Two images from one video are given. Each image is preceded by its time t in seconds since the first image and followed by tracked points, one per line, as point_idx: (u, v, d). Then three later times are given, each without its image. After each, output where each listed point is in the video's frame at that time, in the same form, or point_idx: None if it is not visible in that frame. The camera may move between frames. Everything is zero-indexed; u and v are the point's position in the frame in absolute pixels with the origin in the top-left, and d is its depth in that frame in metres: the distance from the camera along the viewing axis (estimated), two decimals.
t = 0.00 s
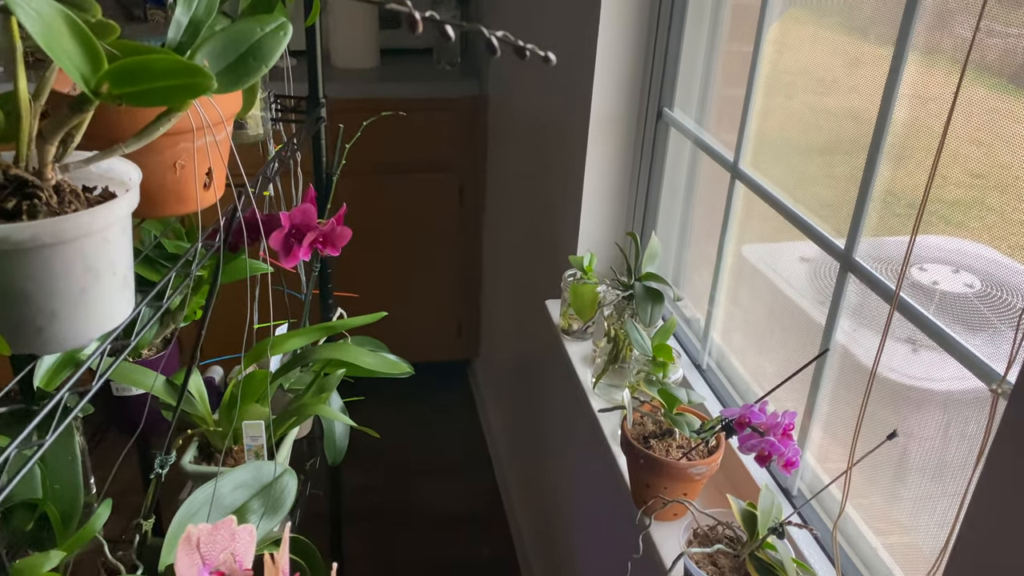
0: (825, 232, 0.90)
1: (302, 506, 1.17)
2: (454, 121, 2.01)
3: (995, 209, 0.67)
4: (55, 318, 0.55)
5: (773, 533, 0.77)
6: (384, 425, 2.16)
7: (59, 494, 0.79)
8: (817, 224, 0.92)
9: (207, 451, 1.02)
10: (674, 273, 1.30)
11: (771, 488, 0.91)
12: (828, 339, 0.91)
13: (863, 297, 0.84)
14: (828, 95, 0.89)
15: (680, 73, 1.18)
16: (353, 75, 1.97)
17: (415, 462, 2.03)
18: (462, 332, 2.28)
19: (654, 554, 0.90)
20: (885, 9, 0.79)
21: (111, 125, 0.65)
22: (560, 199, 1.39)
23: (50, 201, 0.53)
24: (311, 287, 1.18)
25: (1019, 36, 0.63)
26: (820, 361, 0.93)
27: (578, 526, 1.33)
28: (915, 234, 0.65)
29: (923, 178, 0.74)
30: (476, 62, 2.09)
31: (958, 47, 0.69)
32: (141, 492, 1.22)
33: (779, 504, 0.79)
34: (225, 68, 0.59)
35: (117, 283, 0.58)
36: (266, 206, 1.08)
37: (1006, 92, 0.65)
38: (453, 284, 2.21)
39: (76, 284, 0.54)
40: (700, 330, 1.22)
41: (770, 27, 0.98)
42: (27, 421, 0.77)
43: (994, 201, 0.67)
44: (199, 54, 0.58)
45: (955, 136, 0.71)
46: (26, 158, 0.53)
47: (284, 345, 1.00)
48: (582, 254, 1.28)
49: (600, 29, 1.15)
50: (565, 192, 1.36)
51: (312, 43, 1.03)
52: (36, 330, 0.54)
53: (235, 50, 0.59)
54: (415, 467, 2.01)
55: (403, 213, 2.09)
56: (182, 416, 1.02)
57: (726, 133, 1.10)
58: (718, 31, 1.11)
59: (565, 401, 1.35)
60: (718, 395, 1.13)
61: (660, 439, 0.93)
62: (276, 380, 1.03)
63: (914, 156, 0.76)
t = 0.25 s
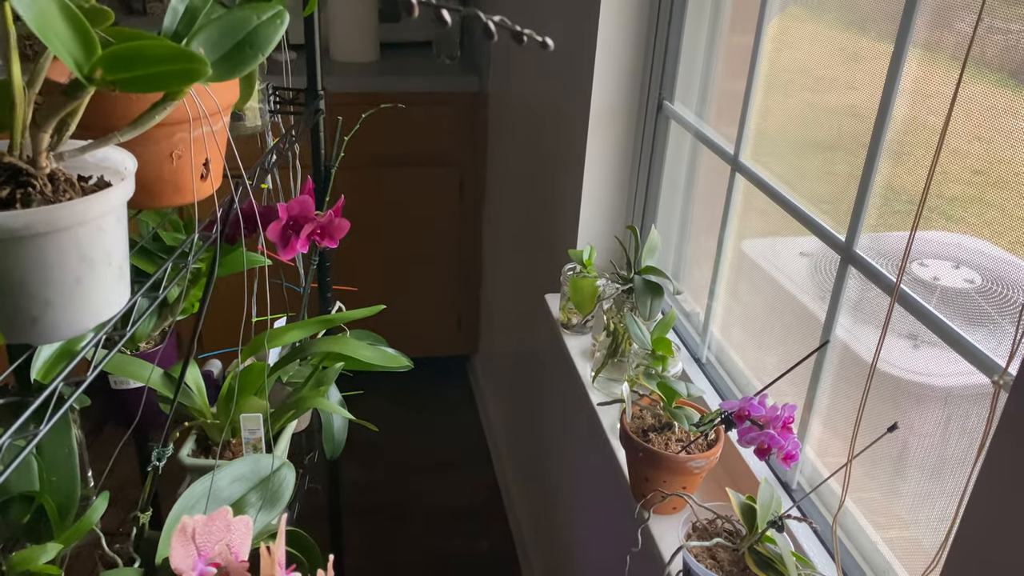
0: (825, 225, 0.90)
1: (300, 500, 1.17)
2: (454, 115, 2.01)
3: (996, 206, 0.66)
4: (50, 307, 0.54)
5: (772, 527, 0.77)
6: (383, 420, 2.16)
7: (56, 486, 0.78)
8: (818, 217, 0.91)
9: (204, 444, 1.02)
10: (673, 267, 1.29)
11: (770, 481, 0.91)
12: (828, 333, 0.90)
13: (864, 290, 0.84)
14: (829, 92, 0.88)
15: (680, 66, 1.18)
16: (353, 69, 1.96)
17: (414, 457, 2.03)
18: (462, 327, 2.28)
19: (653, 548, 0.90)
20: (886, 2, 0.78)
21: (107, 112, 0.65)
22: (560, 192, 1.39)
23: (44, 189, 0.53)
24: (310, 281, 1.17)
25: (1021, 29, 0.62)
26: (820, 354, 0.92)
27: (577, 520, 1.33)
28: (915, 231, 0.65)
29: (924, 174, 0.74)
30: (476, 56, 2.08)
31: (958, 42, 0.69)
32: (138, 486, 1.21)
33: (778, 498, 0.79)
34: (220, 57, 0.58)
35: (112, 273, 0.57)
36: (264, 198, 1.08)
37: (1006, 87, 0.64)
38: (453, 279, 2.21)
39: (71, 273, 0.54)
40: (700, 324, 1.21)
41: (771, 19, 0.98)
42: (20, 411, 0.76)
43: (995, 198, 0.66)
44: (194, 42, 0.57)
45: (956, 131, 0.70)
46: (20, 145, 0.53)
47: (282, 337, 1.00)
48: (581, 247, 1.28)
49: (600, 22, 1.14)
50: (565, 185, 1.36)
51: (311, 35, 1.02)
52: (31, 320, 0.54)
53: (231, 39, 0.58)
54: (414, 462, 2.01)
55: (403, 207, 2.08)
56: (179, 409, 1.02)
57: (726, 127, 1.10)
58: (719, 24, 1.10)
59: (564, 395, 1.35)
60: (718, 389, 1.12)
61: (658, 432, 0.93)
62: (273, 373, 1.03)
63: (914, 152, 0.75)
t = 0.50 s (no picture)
0: (826, 220, 0.89)
1: (300, 495, 1.17)
2: (455, 110, 2.00)
3: (997, 202, 0.66)
4: (47, 300, 0.54)
5: (771, 523, 0.77)
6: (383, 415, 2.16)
7: (55, 480, 0.78)
8: (820, 212, 0.90)
9: (203, 438, 1.02)
10: (673, 263, 1.29)
11: (770, 477, 0.91)
12: (829, 328, 0.90)
13: (864, 285, 0.83)
14: (830, 90, 0.88)
15: (681, 61, 1.17)
16: (353, 64, 1.96)
17: (414, 452, 2.02)
18: (462, 322, 2.27)
19: (652, 544, 0.89)
20: None
21: (105, 104, 0.65)
22: (560, 187, 1.38)
23: (42, 181, 0.53)
24: (310, 275, 1.17)
25: None
26: (820, 349, 0.92)
27: (577, 515, 1.32)
28: (916, 228, 0.65)
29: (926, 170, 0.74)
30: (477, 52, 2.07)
31: (961, 39, 0.68)
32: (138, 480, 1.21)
33: (777, 494, 0.79)
34: (219, 49, 0.58)
35: (110, 266, 0.57)
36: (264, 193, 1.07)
37: (1008, 84, 0.64)
38: (453, 274, 2.20)
39: (68, 266, 0.54)
40: (701, 320, 1.21)
41: (773, 14, 0.97)
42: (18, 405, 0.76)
43: (996, 195, 0.66)
44: (193, 34, 0.57)
45: (957, 127, 0.70)
46: (17, 137, 0.53)
47: (281, 332, 0.99)
48: (581, 242, 1.28)
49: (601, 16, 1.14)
50: (565, 180, 1.35)
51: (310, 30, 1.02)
52: (28, 313, 0.54)
53: (229, 32, 0.58)
54: (414, 457, 2.01)
55: (403, 202, 2.08)
56: (178, 403, 1.02)
57: (727, 122, 1.10)
58: (720, 19, 1.10)
59: (564, 390, 1.35)
60: (718, 385, 1.12)
61: (658, 428, 0.92)
62: (273, 367, 1.03)
63: (916, 149, 0.75)
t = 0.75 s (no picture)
0: (828, 214, 0.89)
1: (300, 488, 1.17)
2: (456, 104, 2.00)
3: (1000, 199, 0.66)
4: (44, 291, 0.54)
5: (772, 518, 0.76)
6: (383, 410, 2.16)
7: (54, 473, 0.78)
8: (822, 207, 0.90)
9: (203, 431, 1.02)
10: (675, 257, 1.28)
11: (771, 472, 0.91)
12: (831, 323, 0.89)
13: (867, 280, 0.83)
14: (833, 84, 0.87)
15: (684, 55, 1.17)
16: (355, 58, 1.95)
17: (414, 447, 2.02)
18: (463, 317, 2.27)
19: (652, 538, 0.89)
20: None
21: (103, 93, 0.64)
22: (562, 182, 1.38)
23: (39, 170, 0.52)
24: (310, 269, 1.17)
25: None
26: (822, 343, 0.91)
27: (577, 510, 1.32)
28: (918, 224, 0.64)
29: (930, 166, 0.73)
30: (478, 46, 2.06)
31: (965, 33, 0.68)
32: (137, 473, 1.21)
33: (778, 489, 0.78)
34: (218, 39, 0.57)
35: (107, 257, 0.57)
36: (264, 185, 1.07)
37: (1013, 80, 0.63)
38: (454, 269, 2.20)
39: (65, 255, 0.53)
40: (702, 314, 1.20)
41: (776, 8, 0.96)
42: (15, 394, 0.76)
43: (1000, 191, 0.66)
44: (191, 23, 0.57)
45: (961, 122, 0.69)
46: (15, 125, 0.52)
47: (281, 325, 0.99)
48: (583, 237, 1.27)
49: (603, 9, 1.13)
50: (567, 174, 1.35)
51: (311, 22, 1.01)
52: (25, 303, 0.53)
53: (228, 20, 0.57)
54: (414, 452, 2.01)
55: (404, 196, 2.07)
56: (177, 395, 1.01)
57: (730, 116, 1.09)
58: (723, 13, 1.09)
59: (565, 385, 1.34)
60: (719, 380, 1.12)
61: (658, 422, 0.92)
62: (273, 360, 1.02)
63: (920, 144, 0.74)
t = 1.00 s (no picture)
0: (834, 210, 0.88)
1: (301, 482, 1.17)
2: (460, 99, 1.99)
3: (1005, 197, 0.65)
4: (44, 282, 0.53)
5: (775, 515, 0.76)
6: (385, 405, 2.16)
7: (55, 465, 0.78)
8: (827, 203, 0.89)
9: (204, 424, 1.01)
10: (679, 253, 1.28)
11: (774, 469, 0.90)
12: (836, 320, 0.89)
13: (873, 276, 0.82)
14: (840, 80, 0.86)
15: (689, 51, 1.16)
16: (358, 52, 1.95)
17: (416, 442, 2.02)
18: (465, 313, 2.27)
19: (654, 535, 0.89)
20: None
21: (104, 83, 0.64)
22: (566, 177, 1.37)
23: (40, 160, 0.52)
24: (312, 262, 1.16)
25: None
26: (827, 340, 0.91)
27: (579, 506, 1.32)
28: (926, 222, 0.64)
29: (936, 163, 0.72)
30: (482, 41, 2.06)
31: (974, 29, 0.67)
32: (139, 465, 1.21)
33: (782, 486, 0.78)
34: (221, 28, 0.57)
35: (109, 248, 0.56)
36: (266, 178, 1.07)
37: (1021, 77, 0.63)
38: (457, 264, 2.19)
39: (66, 246, 0.53)
40: (705, 311, 1.20)
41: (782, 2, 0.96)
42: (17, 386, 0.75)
43: (1006, 189, 0.65)
44: (195, 13, 0.56)
45: (968, 119, 0.69)
46: (17, 114, 0.52)
47: (284, 318, 0.99)
48: (586, 232, 1.27)
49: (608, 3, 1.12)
50: (571, 170, 1.34)
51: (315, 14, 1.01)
52: (25, 294, 0.53)
53: (232, 10, 0.57)
54: (416, 447, 2.01)
55: (407, 191, 2.07)
56: (179, 388, 1.01)
57: (735, 112, 1.08)
58: (729, 8, 1.09)
59: (567, 381, 1.34)
60: (722, 376, 1.11)
61: (661, 418, 0.92)
62: (275, 354, 1.02)
63: (926, 142, 0.74)
